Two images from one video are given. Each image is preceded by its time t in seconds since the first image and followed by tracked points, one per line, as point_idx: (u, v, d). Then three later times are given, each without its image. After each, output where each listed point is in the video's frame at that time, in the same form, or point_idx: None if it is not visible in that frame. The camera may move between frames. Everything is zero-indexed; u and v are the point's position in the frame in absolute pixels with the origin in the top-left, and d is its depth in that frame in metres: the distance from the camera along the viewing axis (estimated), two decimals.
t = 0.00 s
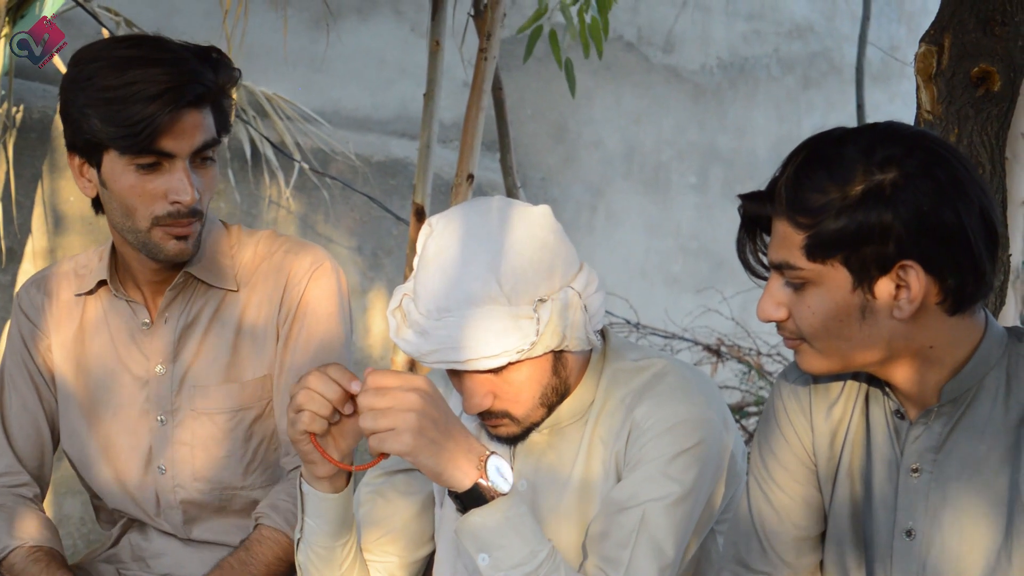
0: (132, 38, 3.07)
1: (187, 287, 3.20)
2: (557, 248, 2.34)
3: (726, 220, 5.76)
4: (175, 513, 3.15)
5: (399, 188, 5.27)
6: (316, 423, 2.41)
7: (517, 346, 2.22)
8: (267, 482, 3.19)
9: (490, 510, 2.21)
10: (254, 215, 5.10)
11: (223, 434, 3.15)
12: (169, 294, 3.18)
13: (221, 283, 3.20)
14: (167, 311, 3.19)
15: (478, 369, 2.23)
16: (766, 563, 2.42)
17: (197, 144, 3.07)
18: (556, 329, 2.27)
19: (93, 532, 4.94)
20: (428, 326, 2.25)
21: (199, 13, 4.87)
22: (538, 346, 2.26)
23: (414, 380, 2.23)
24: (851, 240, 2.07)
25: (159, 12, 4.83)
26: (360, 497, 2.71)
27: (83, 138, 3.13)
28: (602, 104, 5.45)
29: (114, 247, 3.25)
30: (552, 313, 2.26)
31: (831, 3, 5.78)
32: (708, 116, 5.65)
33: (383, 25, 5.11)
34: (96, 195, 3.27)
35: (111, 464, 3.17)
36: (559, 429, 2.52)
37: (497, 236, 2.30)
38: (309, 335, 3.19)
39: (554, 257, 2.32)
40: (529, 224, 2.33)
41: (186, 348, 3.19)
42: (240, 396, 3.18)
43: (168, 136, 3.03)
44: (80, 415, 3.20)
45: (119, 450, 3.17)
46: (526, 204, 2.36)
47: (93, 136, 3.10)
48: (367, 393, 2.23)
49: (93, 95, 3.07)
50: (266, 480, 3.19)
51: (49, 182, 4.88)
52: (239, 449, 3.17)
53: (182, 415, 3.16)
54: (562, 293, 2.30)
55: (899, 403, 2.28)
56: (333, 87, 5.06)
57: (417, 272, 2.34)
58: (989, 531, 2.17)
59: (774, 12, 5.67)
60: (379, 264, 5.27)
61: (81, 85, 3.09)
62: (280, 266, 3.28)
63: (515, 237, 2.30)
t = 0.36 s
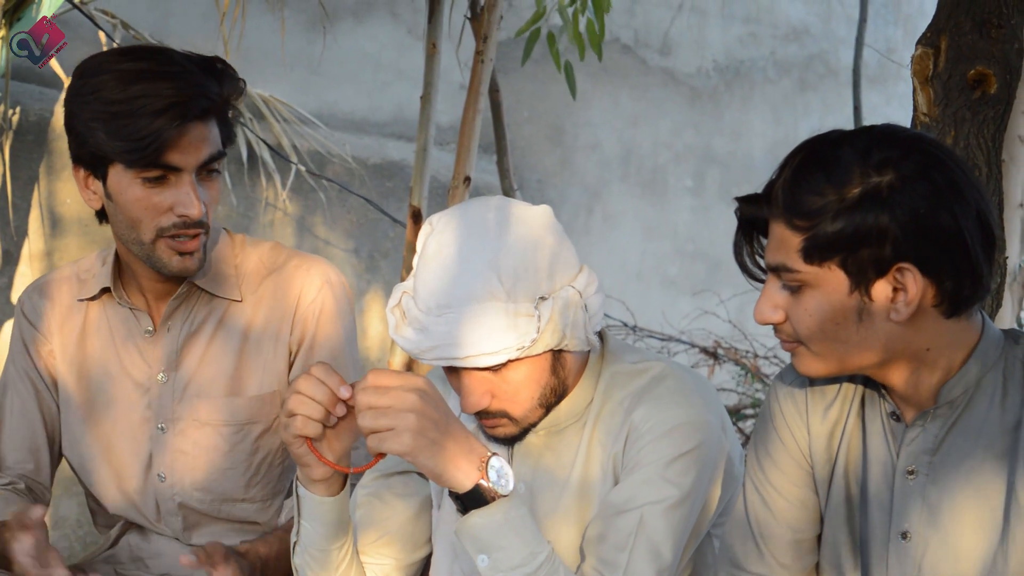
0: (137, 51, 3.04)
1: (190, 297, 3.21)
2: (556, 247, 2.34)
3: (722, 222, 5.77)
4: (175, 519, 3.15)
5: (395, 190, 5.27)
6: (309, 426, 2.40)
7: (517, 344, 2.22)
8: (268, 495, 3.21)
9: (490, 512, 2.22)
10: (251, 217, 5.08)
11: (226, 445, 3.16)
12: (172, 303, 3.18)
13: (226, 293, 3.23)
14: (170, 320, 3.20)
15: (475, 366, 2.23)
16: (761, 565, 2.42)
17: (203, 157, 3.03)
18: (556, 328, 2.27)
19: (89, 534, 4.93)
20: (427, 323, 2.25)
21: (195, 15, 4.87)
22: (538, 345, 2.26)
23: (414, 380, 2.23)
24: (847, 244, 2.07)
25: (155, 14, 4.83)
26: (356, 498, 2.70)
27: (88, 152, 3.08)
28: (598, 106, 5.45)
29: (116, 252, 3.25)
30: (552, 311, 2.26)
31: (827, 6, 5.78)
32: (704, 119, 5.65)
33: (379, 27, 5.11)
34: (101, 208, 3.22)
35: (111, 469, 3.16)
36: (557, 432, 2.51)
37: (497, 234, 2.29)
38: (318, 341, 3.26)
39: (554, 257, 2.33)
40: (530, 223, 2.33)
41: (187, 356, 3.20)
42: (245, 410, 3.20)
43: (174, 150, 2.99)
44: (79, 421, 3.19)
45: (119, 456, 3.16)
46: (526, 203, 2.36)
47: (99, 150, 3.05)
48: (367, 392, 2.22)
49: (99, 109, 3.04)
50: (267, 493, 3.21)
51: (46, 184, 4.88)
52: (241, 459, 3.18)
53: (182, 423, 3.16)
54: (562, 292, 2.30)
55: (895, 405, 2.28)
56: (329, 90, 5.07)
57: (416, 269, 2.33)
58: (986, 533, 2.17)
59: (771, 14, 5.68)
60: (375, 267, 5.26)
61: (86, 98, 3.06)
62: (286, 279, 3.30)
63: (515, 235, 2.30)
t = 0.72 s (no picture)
0: (149, 58, 3.00)
1: (192, 302, 3.20)
2: (540, 268, 2.33)
3: (717, 224, 5.77)
4: (171, 522, 3.14)
5: (390, 192, 5.27)
6: (302, 434, 2.36)
7: (508, 372, 2.22)
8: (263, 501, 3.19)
9: (486, 514, 2.22)
10: (246, 220, 5.08)
11: (223, 450, 3.15)
12: (174, 307, 3.17)
13: (228, 299, 3.22)
14: (171, 324, 3.20)
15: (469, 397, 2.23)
16: (756, 567, 2.42)
17: (214, 167, 2.99)
18: (545, 351, 2.27)
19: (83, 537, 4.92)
20: (415, 358, 2.25)
21: (192, 15, 4.87)
22: (527, 370, 2.26)
23: (405, 385, 2.19)
24: (843, 244, 2.07)
25: (151, 15, 4.82)
26: (350, 502, 2.70)
27: (99, 158, 3.05)
28: (593, 108, 5.45)
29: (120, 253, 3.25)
30: (540, 335, 2.26)
31: (822, 8, 5.79)
32: (699, 121, 5.66)
33: (375, 30, 5.11)
34: (109, 211, 3.19)
35: (109, 472, 3.15)
36: (553, 437, 2.50)
37: (480, 259, 2.28)
38: (313, 346, 3.23)
39: (537, 281, 2.31)
40: (510, 248, 2.31)
41: (185, 358, 3.19)
42: (244, 416, 3.18)
43: (186, 159, 2.95)
44: (75, 423, 3.18)
45: (117, 459, 3.15)
46: (505, 227, 2.34)
47: (110, 156, 3.01)
48: (358, 398, 2.19)
49: (111, 116, 3.00)
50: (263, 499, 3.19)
51: (40, 186, 4.85)
52: (238, 464, 3.16)
53: (179, 426, 3.15)
54: (549, 313, 2.29)
55: (891, 406, 2.28)
56: (325, 91, 5.07)
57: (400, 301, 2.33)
58: (980, 535, 2.16)
59: (765, 17, 5.68)
60: (371, 268, 5.27)
61: (98, 104, 3.02)
62: (282, 282, 3.29)
63: (495, 263, 2.28)
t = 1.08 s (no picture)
0: (130, 61, 2.99)
1: (184, 306, 3.20)
2: (536, 270, 2.33)
3: (715, 226, 5.76)
4: (167, 526, 3.14)
5: (387, 195, 5.23)
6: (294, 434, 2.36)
7: (504, 374, 2.23)
8: (261, 502, 3.19)
9: (482, 515, 2.22)
10: (243, 221, 5.11)
11: (220, 453, 3.14)
12: (166, 311, 3.17)
13: (221, 302, 3.21)
14: (164, 327, 3.19)
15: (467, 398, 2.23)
16: (754, 568, 2.41)
17: (200, 171, 2.99)
18: (540, 353, 2.27)
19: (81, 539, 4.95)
20: (411, 360, 2.24)
21: (190, 16, 4.85)
22: (523, 371, 2.26)
23: (400, 387, 2.17)
24: (842, 246, 2.07)
25: (148, 18, 4.81)
26: (349, 502, 2.69)
27: (84, 164, 3.05)
28: (590, 110, 5.45)
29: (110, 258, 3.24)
30: (536, 337, 2.26)
31: (818, 9, 5.74)
32: (695, 123, 5.65)
33: (372, 32, 5.09)
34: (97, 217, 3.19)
35: (105, 476, 3.15)
36: (550, 438, 2.50)
37: (476, 262, 2.27)
38: (311, 348, 3.24)
39: (534, 282, 2.31)
40: (506, 249, 2.31)
41: (180, 361, 3.18)
42: (242, 418, 3.17)
43: (171, 165, 2.95)
44: (72, 429, 3.19)
45: (113, 464, 3.15)
46: (502, 227, 2.34)
47: (95, 163, 3.01)
48: (354, 401, 2.17)
49: (95, 122, 2.99)
50: (261, 500, 3.19)
51: (38, 188, 4.86)
52: (235, 467, 3.15)
53: (175, 430, 3.14)
54: (544, 316, 2.29)
55: (889, 409, 2.28)
56: (321, 93, 5.06)
57: (396, 303, 2.32)
58: (978, 537, 2.16)
59: (763, 18, 5.66)
60: (367, 270, 5.26)
61: (82, 110, 3.01)
62: (279, 284, 3.28)
63: (492, 264, 2.28)
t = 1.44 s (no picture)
0: (112, 66, 2.98)
1: (174, 307, 3.19)
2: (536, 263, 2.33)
3: (711, 228, 5.76)
4: (162, 529, 3.13)
5: (382, 197, 5.23)
6: (292, 431, 2.39)
7: (502, 363, 2.21)
8: (256, 503, 3.18)
9: (478, 517, 2.22)
10: (238, 223, 5.10)
11: (213, 455, 3.14)
12: (157, 313, 3.16)
13: (211, 303, 3.20)
14: (155, 330, 3.18)
15: (463, 387, 2.21)
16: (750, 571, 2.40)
17: (187, 175, 2.99)
18: (538, 345, 2.26)
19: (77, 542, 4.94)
20: (410, 345, 2.23)
21: (183, 20, 4.84)
22: (521, 363, 2.25)
23: (399, 388, 2.18)
24: (840, 249, 2.06)
25: (143, 20, 4.80)
26: (344, 504, 2.69)
27: (70, 170, 3.03)
28: (586, 112, 5.45)
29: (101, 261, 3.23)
30: (535, 329, 2.25)
31: (814, 11, 5.78)
32: (691, 125, 5.65)
33: (367, 34, 5.08)
34: (85, 222, 3.18)
35: (98, 479, 3.15)
36: (545, 440, 2.49)
37: (478, 251, 2.28)
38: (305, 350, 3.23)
39: (535, 274, 2.32)
40: (508, 240, 2.31)
41: (175, 363, 3.18)
42: (234, 418, 3.17)
43: (158, 169, 2.94)
44: (65, 433, 3.18)
45: (106, 467, 3.14)
46: (504, 220, 2.35)
47: (80, 169, 3.00)
48: (353, 401, 2.17)
49: (79, 128, 2.98)
50: (255, 502, 3.18)
51: (33, 190, 4.86)
52: (230, 467, 3.15)
53: (169, 432, 3.14)
54: (543, 308, 2.29)
55: (884, 411, 2.28)
56: (317, 95, 5.06)
57: (397, 291, 2.32)
58: (975, 539, 2.15)
59: (758, 21, 5.67)
60: (362, 271, 5.25)
61: (66, 116, 3.00)
62: (273, 285, 3.27)
63: (494, 254, 2.28)
